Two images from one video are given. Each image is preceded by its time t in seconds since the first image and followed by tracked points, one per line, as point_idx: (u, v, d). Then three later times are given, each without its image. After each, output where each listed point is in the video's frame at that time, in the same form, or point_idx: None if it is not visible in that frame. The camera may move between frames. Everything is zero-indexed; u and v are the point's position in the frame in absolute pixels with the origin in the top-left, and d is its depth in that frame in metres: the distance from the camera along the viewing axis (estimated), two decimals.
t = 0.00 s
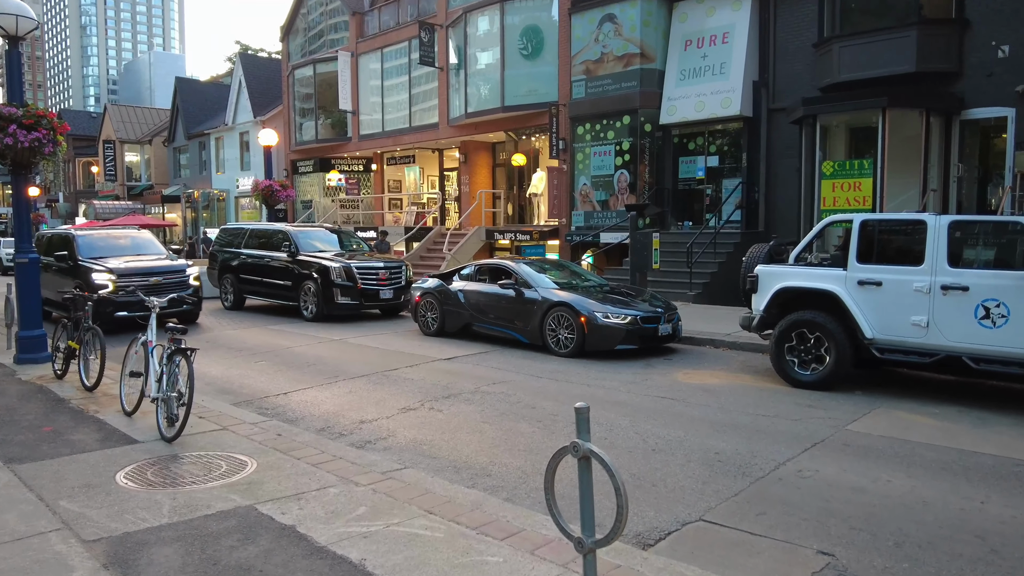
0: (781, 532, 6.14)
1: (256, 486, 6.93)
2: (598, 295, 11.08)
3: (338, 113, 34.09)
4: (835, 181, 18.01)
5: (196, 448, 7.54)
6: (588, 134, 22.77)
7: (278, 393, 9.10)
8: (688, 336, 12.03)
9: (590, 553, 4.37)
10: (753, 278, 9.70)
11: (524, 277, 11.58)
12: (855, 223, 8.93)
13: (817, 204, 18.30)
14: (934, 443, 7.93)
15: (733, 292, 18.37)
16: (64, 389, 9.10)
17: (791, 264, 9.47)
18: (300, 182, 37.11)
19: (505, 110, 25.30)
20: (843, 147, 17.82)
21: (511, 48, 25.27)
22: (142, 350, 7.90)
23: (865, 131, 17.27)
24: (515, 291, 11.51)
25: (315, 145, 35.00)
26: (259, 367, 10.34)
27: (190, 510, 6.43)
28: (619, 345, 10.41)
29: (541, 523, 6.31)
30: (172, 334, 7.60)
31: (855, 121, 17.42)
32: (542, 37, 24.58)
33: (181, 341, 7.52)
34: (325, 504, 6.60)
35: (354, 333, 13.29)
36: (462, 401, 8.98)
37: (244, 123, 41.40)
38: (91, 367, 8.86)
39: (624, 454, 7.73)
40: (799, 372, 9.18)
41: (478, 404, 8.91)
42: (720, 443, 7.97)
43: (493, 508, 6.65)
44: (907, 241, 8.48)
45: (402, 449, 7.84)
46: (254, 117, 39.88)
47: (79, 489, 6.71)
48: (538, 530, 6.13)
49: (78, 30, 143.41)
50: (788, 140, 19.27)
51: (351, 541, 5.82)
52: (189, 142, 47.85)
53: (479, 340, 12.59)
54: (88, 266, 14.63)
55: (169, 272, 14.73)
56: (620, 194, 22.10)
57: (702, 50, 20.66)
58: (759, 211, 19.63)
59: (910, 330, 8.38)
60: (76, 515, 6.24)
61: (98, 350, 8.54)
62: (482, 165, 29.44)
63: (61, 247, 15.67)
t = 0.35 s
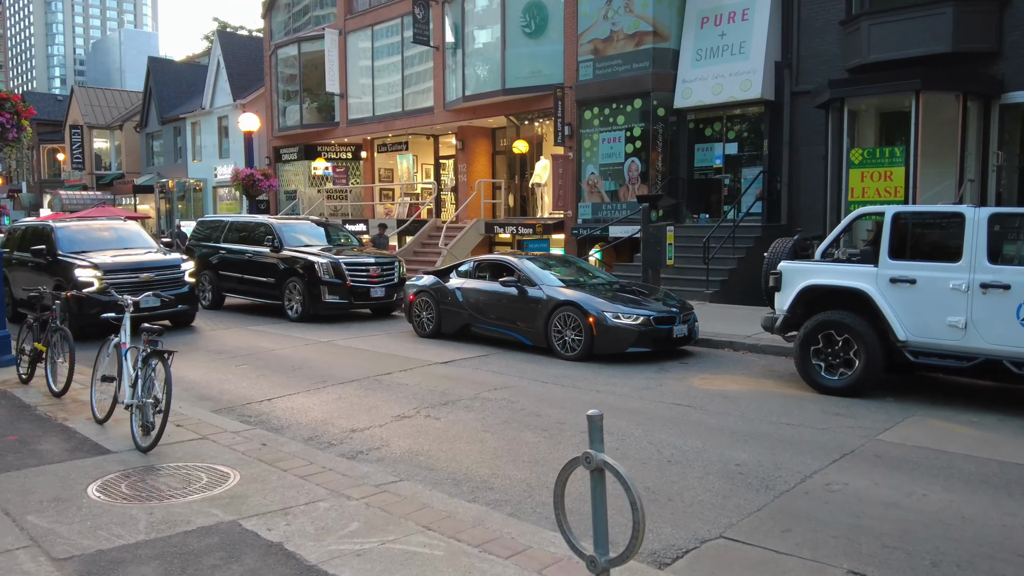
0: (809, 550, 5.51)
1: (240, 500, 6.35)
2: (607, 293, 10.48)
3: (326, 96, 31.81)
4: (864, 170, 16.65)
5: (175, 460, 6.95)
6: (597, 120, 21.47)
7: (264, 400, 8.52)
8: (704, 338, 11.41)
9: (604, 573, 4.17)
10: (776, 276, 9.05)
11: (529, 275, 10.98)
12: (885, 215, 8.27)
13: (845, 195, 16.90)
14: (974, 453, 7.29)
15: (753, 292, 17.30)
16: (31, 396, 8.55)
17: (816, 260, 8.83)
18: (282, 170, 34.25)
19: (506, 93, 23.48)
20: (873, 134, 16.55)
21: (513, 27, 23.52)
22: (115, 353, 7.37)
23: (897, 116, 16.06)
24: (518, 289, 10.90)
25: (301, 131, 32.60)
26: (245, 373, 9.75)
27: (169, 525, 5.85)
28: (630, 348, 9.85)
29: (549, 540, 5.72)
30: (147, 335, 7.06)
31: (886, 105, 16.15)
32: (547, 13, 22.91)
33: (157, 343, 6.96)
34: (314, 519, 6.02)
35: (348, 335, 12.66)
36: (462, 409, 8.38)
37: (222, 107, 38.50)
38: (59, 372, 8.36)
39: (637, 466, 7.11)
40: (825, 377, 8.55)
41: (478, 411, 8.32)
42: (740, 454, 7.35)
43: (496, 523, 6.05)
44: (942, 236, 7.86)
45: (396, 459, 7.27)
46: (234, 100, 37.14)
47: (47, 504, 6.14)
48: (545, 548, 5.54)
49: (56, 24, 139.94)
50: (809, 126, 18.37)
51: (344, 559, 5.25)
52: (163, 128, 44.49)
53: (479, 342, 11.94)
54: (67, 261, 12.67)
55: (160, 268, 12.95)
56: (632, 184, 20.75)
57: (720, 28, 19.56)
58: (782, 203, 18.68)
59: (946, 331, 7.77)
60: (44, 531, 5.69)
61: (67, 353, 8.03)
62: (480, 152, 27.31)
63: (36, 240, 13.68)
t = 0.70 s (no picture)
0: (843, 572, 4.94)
1: (222, 516, 5.81)
2: (616, 291, 9.94)
3: (310, 77, 28.59)
4: (895, 160, 15.25)
5: (153, 473, 6.43)
6: (604, 104, 19.63)
7: (250, 408, 7.99)
8: (722, 341, 10.83)
9: None
10: (800, 274, 8.45)
11: (534, 275, 10.40)
12: (920, 208, 7.68)
13: (873, 184, 15.41)
14: (1017, 465, 6.71)
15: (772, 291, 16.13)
16: None
17: (844, 257, 8.25)
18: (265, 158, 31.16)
19: (506, 76, 21.28)
20: (903, 120, 15.09)
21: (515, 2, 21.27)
22: (84, 356, 6.89)
23: (932, 101, 14.69)
24: (520, 287, 10.34)
25: (284, 116, 29.31)
26: (230, 378, 9.21)
27: (145, 543, 5.33)
28: (642, 351, 9.32)
29: (558, 560, 5.16)
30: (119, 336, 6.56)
31: (920, 88, 14.76)
32: None
33: (130, 344, 6.47)
34: (302, 537, 5.48)
35: (342, 337, 12.07)
36: (461, 417, 7.84)
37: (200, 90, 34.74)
38: (25, 376, 7.90)
39: (652, 479, 6.53)
40: (854, 383, 7.96)
41: (479, 420, 7.78)
42: (762, 467, 6.77)
43: (500, 541, 5.50)
44: (980, 230, 7.32)
45: (391, 471, 6.73)
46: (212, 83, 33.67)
47: (11, 519, 5.62)
48: (553, 569, 4.98)
49: (18, 9, 131.07)
50: (835, 111, 17.19)
51: None
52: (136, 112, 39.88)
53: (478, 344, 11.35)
54: (49, 256, 11.79)
55: (152, 263, 12.12)
56: (643, 174, 19.00)
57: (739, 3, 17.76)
58: (806, 193, 17.38)
59: (986, 334, 7.23)
60: (7, 550, 5.17)
61: (34, 356, 7.55)
62: (479, 139, 24.81)
63: (14, 234, 12.72)
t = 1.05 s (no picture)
0: None
1: (200, 535, 5.27)
2: (627, 291, 9.42)
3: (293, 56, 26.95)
4: (932, 146, 14.37)
5: (124, 489, 5.88)
6: (614, 85, 18.36)
7: (232, 417, 7.46)
8: (742, 344, 10.24)
9: None
10: (828, 271, 7.84)
11: (540, 274, 9.84)
12: (960, 199, 7.16)
13: (909, 172, 14.51)
14: None
15: (796, 289, 14.95)
16: None
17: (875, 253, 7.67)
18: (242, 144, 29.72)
19: (507, 54, 19.98)
20: (942, 104, 14.17)
21: None
22: (50, 360, 6.38)
23: (973, 82, 13.76)
24: (524, 286, 9.80)
25: (264, 97, 27.65)
26: (209, 385, 8.66)
27: (114, 565, 4.79)
28: (655, 355, 8.85)
29: None
30: (87, 339, 6.05)
31: (959, 67, 13.80)
32: None
33: (98, 347, 5.96)
34: (287, 559, 4.93)
35: (331, 340, 11.48)
36: (460, 427, 7.29)
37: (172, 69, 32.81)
38: None
39: (669, 496, 5.95)
40: (888, 391, 7.38)
41: (478, 430, 7.23)
42: (789, 482, 6.18)
43: (503, 564, 4.94)
44: None
45: (384, 486, 6.19)
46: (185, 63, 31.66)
47: None
48: None
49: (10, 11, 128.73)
50: (867, 93, 15.87)
51: None
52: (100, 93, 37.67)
53: (475, 348, 10.78)
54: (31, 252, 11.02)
55: (147, 261, 11.37)
56: (656, 163, 17.81)
57: None
58: (833, 185, 16.11)
59: None
60: None
61: None
62: (477, 124, 23.16)
63: None
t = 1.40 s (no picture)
0: None
1: (177, 553, 4.81)
2: (638, 289, 8.98)
3: (275, 35, 25.36)
4: (968, 133, 13.33)
5: (95, 504, 5.44)
6: (623, 67, 17.33)
7: (213, 427, 7.02)
8: (763, 347, 9.74)
9: None
10: (857, 269, 7.34)
11: (545, 270, 9.39)
12: (1000, 190, 6.71)
13: (942, 161, 13.40)
14: None
15: (821, 289, 14.13)
16: None
17: (907, 249, 7.19)
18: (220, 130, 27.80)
19: (507, 33, 18.65)
20: (979, 88, 13.24)
21: None
22: (14, 365, 5.98)
23: (1015, 64, 12.94)
24: (526, 284, 9.36)
25: (242, 80, 25.96)
26: (187, 393, 8.19)
27: None
28: (669, 360, 8.42)
29: None
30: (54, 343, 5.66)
31: (999, 48, 12.89)
32: None
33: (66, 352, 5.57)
34: None
35: (316, 343, 10.98)
36: (458, 438, 6.83)
37: (145, 51, 30.93)
38: None
39: (686, 511, 5.45)
40: (922, 398, 6.90)
41: (477, 441, 6.77)
42: (814, 497, 5.69)
43: None
44: None
45: (375, 501, 5.73)
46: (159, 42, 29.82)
47: None
48: None
49: None
50: (903, 75, 14.92)
51: None
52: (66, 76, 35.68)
53: (471, 351, 10.30)
54: (16, 247, 9.93)
55: (149, 259, 10.23)
56: (669, 150, 16.88)
57: None
58: (861, 173, 15.31)
59: None
60: None
61: None
62: (475, 109, 21.76)
63: None
